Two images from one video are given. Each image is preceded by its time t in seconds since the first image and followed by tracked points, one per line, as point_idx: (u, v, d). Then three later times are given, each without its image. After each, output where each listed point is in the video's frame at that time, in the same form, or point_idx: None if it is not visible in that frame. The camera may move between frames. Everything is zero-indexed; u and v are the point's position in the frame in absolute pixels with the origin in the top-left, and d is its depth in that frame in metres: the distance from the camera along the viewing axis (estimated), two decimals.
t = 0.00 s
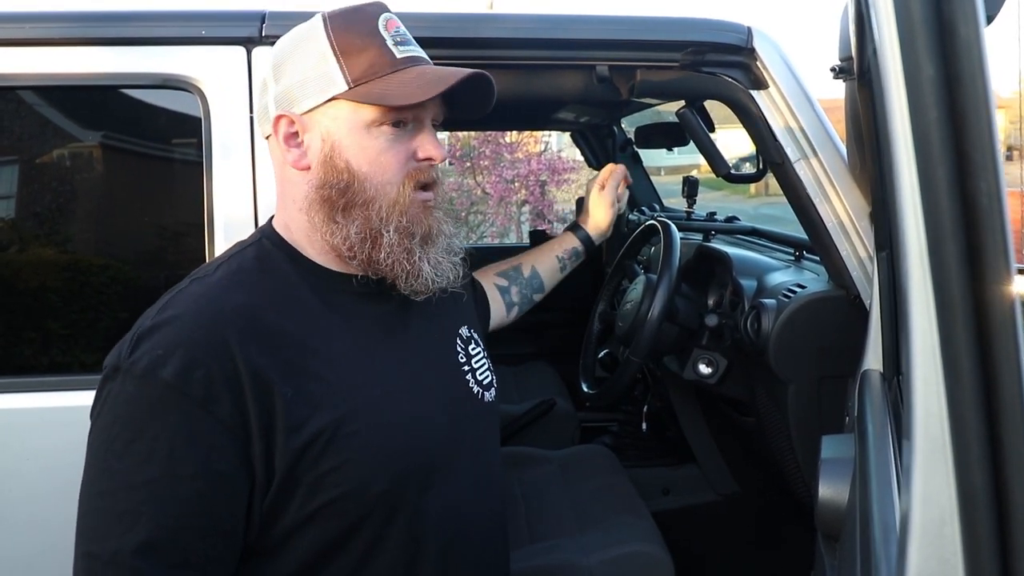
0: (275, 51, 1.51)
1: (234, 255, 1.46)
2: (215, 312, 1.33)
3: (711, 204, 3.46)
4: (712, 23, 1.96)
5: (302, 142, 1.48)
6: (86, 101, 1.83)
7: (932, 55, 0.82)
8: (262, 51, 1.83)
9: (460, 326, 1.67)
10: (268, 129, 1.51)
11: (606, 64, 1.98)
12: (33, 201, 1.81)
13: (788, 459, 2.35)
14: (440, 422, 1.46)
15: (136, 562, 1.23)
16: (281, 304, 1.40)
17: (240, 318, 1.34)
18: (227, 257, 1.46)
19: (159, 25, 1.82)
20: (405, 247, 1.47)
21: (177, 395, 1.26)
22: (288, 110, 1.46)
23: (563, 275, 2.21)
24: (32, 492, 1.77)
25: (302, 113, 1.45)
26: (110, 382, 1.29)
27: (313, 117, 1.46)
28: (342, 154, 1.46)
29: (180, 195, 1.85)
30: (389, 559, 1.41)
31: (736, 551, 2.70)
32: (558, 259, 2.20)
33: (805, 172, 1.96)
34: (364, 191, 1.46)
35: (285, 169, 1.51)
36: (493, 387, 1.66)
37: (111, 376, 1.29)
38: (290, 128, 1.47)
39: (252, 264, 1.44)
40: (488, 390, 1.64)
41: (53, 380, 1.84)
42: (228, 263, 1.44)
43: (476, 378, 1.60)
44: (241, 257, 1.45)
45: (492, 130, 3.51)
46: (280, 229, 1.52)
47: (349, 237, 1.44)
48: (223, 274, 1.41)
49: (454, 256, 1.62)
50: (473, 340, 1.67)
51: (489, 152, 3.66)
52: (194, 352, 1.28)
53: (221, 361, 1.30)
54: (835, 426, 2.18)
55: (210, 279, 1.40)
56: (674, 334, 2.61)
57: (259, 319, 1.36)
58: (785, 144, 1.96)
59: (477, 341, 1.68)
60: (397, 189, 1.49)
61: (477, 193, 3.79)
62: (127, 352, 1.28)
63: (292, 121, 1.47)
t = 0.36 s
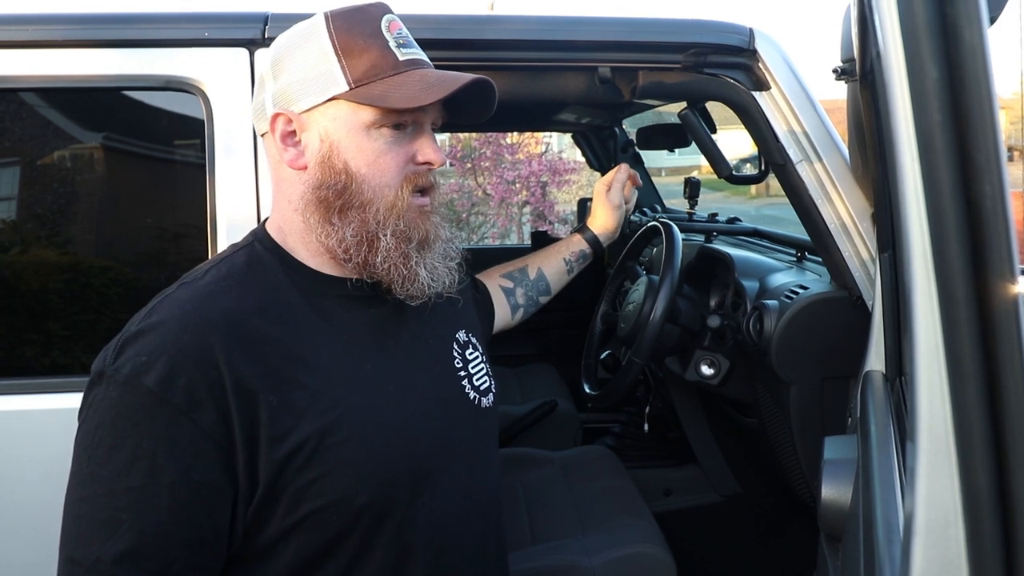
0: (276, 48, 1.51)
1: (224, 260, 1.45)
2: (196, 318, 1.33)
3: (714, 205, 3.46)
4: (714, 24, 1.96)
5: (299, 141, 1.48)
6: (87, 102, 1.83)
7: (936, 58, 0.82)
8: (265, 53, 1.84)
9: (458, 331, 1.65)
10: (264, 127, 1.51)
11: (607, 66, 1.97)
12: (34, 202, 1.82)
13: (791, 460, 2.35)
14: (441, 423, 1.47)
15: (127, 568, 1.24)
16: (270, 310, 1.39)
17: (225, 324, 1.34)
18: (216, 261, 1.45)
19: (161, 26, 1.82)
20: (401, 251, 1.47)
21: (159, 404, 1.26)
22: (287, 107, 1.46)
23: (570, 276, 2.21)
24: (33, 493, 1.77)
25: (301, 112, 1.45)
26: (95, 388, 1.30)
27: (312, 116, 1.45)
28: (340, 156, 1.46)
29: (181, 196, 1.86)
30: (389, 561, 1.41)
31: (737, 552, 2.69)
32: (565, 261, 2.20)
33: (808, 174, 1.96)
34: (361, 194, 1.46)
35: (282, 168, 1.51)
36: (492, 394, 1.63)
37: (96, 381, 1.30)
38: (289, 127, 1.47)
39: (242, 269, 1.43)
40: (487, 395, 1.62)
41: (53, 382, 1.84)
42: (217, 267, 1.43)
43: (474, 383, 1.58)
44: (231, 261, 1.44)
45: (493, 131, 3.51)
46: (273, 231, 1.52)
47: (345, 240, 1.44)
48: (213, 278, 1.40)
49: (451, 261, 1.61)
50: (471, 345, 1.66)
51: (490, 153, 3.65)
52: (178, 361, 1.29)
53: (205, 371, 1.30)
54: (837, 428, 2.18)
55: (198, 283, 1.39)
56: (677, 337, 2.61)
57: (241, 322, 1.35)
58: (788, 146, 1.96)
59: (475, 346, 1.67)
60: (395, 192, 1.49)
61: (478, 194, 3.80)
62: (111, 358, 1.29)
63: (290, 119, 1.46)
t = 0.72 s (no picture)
0: (262, 47, 1.51)
1: (210, 265, 1.46)
2: (171, 326, 1.32)
3: (713, 205, 3.46)
4: (713, 25, 1.96)
5: (288, 140, 1.48)
6: (85, 103, 1.83)
7: (936, 57, 0.82)
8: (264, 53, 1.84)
9: (452, 329, 1.64)
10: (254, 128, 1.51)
11: (606, 66, 1.98)
12: (33, 202, 1.82)
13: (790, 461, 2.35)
14: (438, 423, 1.47)
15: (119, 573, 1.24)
16: (258, 316, 1.39)
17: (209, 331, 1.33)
18: (204, 267, 1.45)
19: (161, 26, 1.82)
20: (389, 250, 1.47)
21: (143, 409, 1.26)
22: (276, 106, 1.46)
23: (569, 271, 2.19)
24: (32, 493, 1.77)
25: (289, 110, 1.45)
26: (81, 396, 1.30)
27: (300, 114, 1.45)
28: (328, 154, 1.45)
29: (180, 196, 1.86)
30: (387, 561, 1.41)
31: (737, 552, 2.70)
32: (568, 253, 2.20)
33: (807, 174, 1.96)
34: (349, 192, 1.46)
35: (272, 168, 1.50)
36: (485, 392, 1.64)
37: (82, 389, 1.30)
38: (277, 125, 1.47)
39: (226, 275, 1.42)
40: (479, 395, 1.62)
41: (52, 383, 1.84)
42: (205, 272, 1.43)
43: (466, 383, 1.58)
44: (217, 265, 1.45)
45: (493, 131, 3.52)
46: (262, 236, 1.51)
47: (332, 239, 1.43)
48: (199, 282, 1.41)
49: (442, 261, 1.61)
50: (465, 343, 1.65)
51: (489, 153, 3.65)
52: (160, 370, 1.28)
53: (187, 380, 1.29)
54: (836, 428, 2.18)
55: (183, 288, 1.39)
56: (676, 337, 2.60)
57: (225, 331, 1.34)
58: (788, 146, 1.96)
59: (468, 343, 1.66)
60: (383, 191, 1.49)
61: (477, 195, 3.82)
62: (95, 366, 1.29)
63: (278, 118, 1.46)
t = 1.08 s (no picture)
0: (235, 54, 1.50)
1: (197, 269, 1.47)
2: (156, 327, 1.32)
3: (711, 205, 3.45)
4: (709, 25, 1.97)
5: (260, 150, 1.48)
6: (83, 104, 1.82)
7: (929, 58, 0.82)
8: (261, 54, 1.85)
9: (443, 332, 1.62)
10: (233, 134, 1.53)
11: (603, 67, 1.98)
12: (32, 204, 1.81)
13: (789, 461, 2.34)
14: (436, 424, 1.47)
15: None
16: (248, 315, 1.40)
17: (196, 330, 1.33)
18: (189, 269, 1.47)
19: (158, 29, 1.83)
20: (356, 262, 1.45)
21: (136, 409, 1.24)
22: (246, 116, 1.46)
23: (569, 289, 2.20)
24: (32, 495, 1.76)
25: (257, 121, 1.45)
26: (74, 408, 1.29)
27: (270, 125, 1.45)
28: (294, 167, 1.44)
29: (179, 197, 1.86)
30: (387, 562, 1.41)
31: (738, 551, 2.69)
32: (561, 274, 2.20)
33: (803, 175, 1.97)
34: (315, 205, 1.44)
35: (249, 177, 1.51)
36: (479, 394, 1.61)
37: (73, 399, 1.29)
38: (250, 135, 1.48)
39: (212, 278, 1.43)
40: (473, 397, 1.59)
41: (51, 384, 1.84)
42: (189, 277, 1.44)
43: (458, 385, 1.55)
44: (203, 271, 1.45)
45: (491, 132, 3.52)
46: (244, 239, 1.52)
47: (299, 251, 1.43)
48: (179, 286, 1.41)
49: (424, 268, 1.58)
50: (457, 346, 1.63)
51: (487, 154, 3.69)
52: (150, 367, 1.28)
53: (179, 375, 1.29)
54: (834, 428, 2.18)
55: (164, 293, 1.39)
56: (673, 337, 2.62)
57: (213, 330, 1.35)
58: (785, 148, 1.97)
59: (461, 345, 1.64)
60: (350, 203, 1.46)
61: (475, 195, 3.83)
62: (84, 372, 1.29)
63: (250, 128, 1.47)
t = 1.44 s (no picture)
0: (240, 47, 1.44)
1: (186, 271, 1.45)
2: (139, 330, 1.28)
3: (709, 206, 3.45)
4: (708, 26, 1.96)
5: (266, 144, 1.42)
6: (81, 104, 1.82)
7: (927, 60, 0.82)
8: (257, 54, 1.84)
9: (442, 338, 1.58)
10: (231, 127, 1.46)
11: (602, 67, 1.98)
12: (29, 204, 1.81)
13: (788, 461, 2.33)
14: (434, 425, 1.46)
15: None
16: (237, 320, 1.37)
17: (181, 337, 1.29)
18: (178, 272, 1.44)
19: (155, 29, 1.83)
20: (369, 258, 1.41)
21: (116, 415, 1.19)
22: (253, 109, 1.40)
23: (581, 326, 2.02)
24: (30, 496, 1.76)
25: (266, 115, 1.40)
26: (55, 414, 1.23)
27: (280, 118, 1.40)
28: (307, 161, 1.40)
29: (178, 196, 1.85)
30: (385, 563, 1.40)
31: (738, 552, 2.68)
32: (572, 305, 2.02)
33: (802, 176, 1.96)
34: (329, 200, 1.40)
35: (251, 171, 1.45)
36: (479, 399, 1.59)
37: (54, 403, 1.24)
38: (256, 128, 1.42)
39: (200, 280, 1.41)
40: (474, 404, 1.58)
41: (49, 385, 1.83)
42: (179, 277, 1.42)
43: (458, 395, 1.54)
44: (193, 272, 1.43)
45: (489, 132, 3.52)
46: (242, 243, 1.48)
47: (311, 246, 1.39)
48: (166, 291, 1.38)
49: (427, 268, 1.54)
50: (457, 353, 1.59)
51: (486, 154, 3.67)
52: (132, 371, 1.23)
53: (160, 383, 1.24)
54: (832, 428, 2.18)
55: (149, 295, 1.36)
56: (672, 336, 2.66)
57: (196, 333, 1.31)
58: (784, 149, 1.96)
59: (462, 351, 1.61)
60: (364, 199, 1.43)
61: (473, 197, 3.86)
62: (65, 376, 1.24)
63: (256, 121, 1.41)
